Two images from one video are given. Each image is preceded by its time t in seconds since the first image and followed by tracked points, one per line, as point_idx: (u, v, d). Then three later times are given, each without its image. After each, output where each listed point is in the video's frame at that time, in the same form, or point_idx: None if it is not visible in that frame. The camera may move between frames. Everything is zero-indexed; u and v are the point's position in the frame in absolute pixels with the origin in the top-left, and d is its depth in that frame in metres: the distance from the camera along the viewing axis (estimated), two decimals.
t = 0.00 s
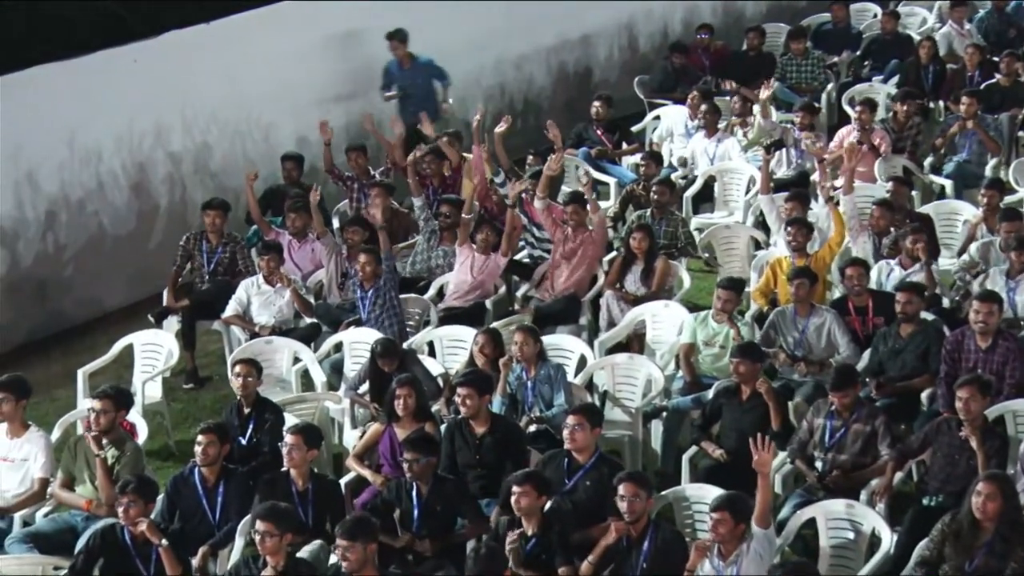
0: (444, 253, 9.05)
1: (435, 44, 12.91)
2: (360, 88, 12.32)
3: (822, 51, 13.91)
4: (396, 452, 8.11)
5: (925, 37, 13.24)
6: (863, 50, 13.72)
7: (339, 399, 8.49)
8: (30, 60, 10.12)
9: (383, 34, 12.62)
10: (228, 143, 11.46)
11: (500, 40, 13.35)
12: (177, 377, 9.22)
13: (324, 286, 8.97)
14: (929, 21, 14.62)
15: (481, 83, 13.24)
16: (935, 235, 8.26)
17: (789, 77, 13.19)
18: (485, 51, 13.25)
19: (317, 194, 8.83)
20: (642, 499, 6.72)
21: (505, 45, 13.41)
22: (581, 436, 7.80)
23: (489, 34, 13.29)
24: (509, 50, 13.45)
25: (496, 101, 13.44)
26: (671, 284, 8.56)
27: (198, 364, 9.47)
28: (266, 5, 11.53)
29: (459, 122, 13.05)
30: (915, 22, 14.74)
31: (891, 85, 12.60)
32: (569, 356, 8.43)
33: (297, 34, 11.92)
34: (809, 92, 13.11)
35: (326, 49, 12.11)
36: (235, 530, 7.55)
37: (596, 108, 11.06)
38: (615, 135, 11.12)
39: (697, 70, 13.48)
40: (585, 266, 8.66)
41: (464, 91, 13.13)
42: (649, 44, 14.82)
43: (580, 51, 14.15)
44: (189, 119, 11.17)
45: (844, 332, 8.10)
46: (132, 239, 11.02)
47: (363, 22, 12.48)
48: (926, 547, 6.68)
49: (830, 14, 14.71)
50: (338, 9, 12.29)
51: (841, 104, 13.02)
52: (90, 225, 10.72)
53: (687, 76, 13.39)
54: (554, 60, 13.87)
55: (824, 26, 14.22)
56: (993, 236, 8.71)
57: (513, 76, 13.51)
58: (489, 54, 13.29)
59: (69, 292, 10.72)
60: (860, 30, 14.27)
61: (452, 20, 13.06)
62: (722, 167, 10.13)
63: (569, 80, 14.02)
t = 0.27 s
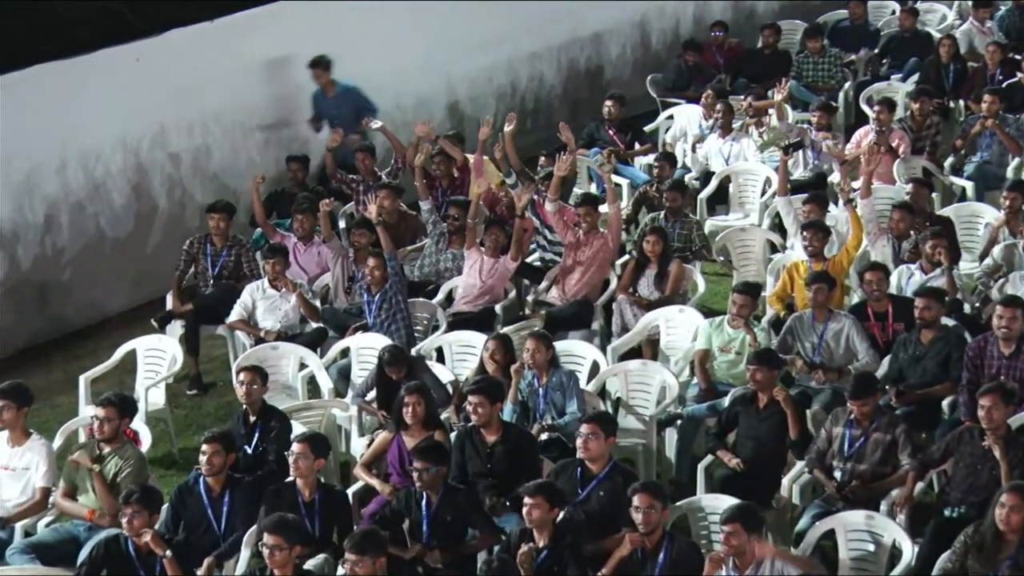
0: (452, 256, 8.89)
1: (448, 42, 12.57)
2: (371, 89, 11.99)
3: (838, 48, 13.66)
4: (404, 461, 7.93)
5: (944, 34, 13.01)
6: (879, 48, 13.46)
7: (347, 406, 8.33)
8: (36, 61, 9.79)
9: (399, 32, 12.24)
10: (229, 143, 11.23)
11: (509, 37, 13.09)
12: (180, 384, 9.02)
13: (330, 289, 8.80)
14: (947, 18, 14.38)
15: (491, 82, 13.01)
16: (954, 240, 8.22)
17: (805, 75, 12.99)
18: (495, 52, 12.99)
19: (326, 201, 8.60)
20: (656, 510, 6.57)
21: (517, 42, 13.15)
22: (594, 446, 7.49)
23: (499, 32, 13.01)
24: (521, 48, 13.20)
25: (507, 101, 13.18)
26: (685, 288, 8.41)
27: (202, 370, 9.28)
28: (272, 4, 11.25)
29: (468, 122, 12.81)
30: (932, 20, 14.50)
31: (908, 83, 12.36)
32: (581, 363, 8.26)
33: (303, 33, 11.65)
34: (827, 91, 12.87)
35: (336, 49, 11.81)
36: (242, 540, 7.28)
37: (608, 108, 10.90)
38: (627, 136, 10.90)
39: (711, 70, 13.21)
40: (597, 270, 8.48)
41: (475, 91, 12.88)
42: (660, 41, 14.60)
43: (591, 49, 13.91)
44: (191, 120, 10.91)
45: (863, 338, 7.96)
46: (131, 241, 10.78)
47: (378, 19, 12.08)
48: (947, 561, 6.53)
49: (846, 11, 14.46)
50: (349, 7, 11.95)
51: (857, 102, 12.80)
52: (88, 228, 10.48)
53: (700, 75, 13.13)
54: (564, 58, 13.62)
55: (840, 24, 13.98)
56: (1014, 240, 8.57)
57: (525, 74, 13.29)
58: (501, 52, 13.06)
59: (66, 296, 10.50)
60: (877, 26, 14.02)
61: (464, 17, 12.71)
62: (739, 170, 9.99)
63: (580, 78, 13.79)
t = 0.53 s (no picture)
0: (461, 261, 8.69)
1: (448, 41, 12.40)
2: (372, 91, 11.77)
3: (856, 47, 13.43)
4: (412, 473, 7.73)
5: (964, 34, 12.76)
6: (899, 48, 13.19)
7: (353, 416, 8.12)
8: (31, 60, 9.55)
9: (395, 35, 12.09)
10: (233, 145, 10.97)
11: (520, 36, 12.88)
12: (182, 393, 8.80)
13: (336, 295, 8.60)
14: (968, 16, 14.12)
15: (502, 81, 12.74)
16: (977, 243, 7.99)
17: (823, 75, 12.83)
18: (501, 49, 12.76)
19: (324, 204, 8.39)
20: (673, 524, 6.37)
21: (526, 41, 12.96)
22: (611, 457, 7.13)
23: (502, 31, 12.81)
24: (533, 45, 13.00)
25: (519, 103, 12.90)
26: (699, 295, 8.22)
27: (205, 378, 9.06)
28: (267, 3, 11.06)
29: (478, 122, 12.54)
30: (954, 18, 14.25)
31: (929, 83, 12.10)
32: (593, 371, 8.06)
33: (301, 33, 11.44)
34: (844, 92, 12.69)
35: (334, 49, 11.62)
36: (247, 553, 6.98)
37: (620, 109, 10.73)
38: (640, 136, 10.79)
39: (724, 68, 13.03)
40: (610, 275, 8.27)
41: (485, 91, 12.65)
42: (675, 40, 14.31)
43: (603, 48, 13.65)
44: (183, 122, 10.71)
45: (883, 346, 7.78)
46: (126, 245, 10.53)
47: (372, 22, 11.95)
48: None
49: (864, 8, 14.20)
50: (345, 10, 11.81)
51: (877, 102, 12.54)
52: (81, 232, 10.23)
53: (713, 74, 12.98)
54: (575, 58, 13.36)
55: (858, 22, 13.72)
56: None
57: (540, 71, 13.06)
58: (512, 50, 12.85)
59: (61, 303, 10.24)
60: (896, 24, 13.76)
61: (464, 18, 12.56)
62: (755, 172, 9.80)
63: (593, 77, 13.55)
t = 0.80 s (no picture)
0: (469, 266, 8.48)
1: (457, 40, 12.03)
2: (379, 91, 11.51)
3: (872, 45, 13.24)
4: (419, 485, 7.52)
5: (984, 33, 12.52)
6: (917, 45, 13.02)
7: (358, 425, 7.91)
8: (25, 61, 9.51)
9: (409, 33, 11.77)
10: (238, 145, 10.70)
11: (532, 32, 12.56)
12: (182, 400, 8.57)
13: (340, 300, 8.40)
14: (988, 14, 13.86)
15: (510, 79, 12.46)
16: (999, 250, 7.80)
17: (839, 73, 12.69)
18: (513, 48, 12.45)
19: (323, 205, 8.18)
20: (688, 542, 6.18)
21: (539, 37, 12.64)
22: (622, 469, 6.85)
23: (516, 28, 12.46)
24: (543, 44, 12.69)
25: (526, 100, 12.62)
26: (713, 301, 8.01)
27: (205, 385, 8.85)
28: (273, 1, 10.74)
29: (485, 121, 12.28)
30: (974, 16, 14.02)
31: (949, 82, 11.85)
32: (605, 380, 7.86)
33: (316, 30, 11.12)
34: (860, 90, 12.61)
35: (350, 47, 11.33)
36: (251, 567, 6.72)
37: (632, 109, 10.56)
38: (651, 138, 10.64)
39: (738, 65, 12.92)
40: (621, 281, 8.08)
41: (494, 87, 12.39)
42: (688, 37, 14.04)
43: (614, 47, 13.36)
44: (195, 123, 10.43)
45: (901, 353, 7.59)
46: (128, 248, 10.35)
47: (388, 18, 11.60)
48: None
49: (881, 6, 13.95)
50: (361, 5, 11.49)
51: (895, 101, 12.28)
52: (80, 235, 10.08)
53: (728, 73, 12.77)
54: (584, 55, 13.09)
55: (875, 19, 13.48)
56: None
57: (549, 70, 12.77)
58: (523, 48, 12.54)
59: (60, 308, 10.08)
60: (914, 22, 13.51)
61: (479, 16, 12.19)
62: (772, 175, 9.67)
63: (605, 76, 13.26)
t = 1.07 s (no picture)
0: (473, 270, 8.31)
1: (462, 37, 11.87)
2: (381, 91, 11.36)
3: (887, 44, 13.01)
4: (424, 495, 7.36)
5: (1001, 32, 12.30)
6: (931, 43, 12.82)
7: (362, 435, 7.72)
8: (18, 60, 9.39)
9: (410, 34, 11.58)
10: (239, 146, 10.52)
11: (540, 29, 12.38)
12: (180, 409, 8.38)
13: (343, 305, 8.23)
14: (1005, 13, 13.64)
15: (513, 78, 12.24)
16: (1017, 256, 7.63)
17: (852, 72, 12.43)
18: (515, 46, 12.23)
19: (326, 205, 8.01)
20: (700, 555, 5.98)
21: (544, 33, 12.42)
22: (633, 480, 6.63)
23: (519, 26, 12.24)
24: (550, 41, 12.50)
25: (529, 98, 12.42)
26: (725, 306, 7.83)
27: (205, 391, 8.67)
28: None
29: (486, 121, 12.07)
30: (989, 13, 13.80)
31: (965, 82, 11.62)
32: (614, 388, 7.68)
33: (316, 32, 10.98)
34: (874, 88, 12.35)
35: (351, 48, 11.19)
36: None
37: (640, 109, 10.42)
38: (660, 138, 10.42)
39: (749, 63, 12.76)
40: (630, 285, 7.91)
41: (499, 85, 12.20)
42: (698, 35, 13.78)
43: (620, 44, 13.12)
44: (196, 122, 10.27)
45: (917, 359, 7.41)
46: (131, 253, 10.15)
47: (387, 18, 11.45)
48: None
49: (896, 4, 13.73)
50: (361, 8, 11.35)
51: (908, 101, 12.06)
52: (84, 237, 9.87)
53: (740, 72, 12.56)
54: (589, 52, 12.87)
55: (889, 16, 13.27)
56: None
57: (552, 69, 12.56)
58: (525, 46, 12.32)
59: (61, 312, 9.84)
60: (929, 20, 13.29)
61: (484, 14, 12.03)
62: (783, 177, 9.54)
63: (613, 76, 13.07)
